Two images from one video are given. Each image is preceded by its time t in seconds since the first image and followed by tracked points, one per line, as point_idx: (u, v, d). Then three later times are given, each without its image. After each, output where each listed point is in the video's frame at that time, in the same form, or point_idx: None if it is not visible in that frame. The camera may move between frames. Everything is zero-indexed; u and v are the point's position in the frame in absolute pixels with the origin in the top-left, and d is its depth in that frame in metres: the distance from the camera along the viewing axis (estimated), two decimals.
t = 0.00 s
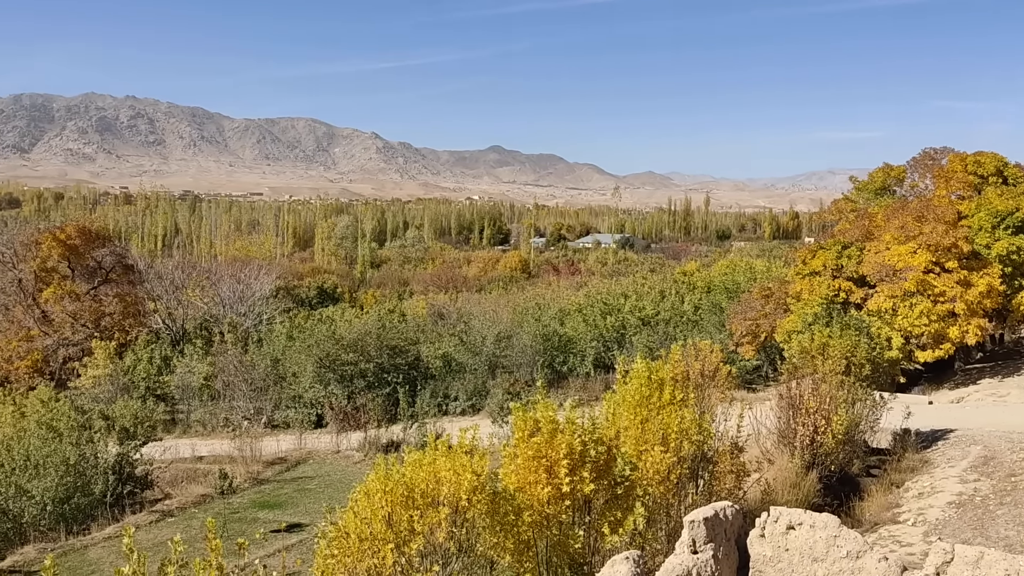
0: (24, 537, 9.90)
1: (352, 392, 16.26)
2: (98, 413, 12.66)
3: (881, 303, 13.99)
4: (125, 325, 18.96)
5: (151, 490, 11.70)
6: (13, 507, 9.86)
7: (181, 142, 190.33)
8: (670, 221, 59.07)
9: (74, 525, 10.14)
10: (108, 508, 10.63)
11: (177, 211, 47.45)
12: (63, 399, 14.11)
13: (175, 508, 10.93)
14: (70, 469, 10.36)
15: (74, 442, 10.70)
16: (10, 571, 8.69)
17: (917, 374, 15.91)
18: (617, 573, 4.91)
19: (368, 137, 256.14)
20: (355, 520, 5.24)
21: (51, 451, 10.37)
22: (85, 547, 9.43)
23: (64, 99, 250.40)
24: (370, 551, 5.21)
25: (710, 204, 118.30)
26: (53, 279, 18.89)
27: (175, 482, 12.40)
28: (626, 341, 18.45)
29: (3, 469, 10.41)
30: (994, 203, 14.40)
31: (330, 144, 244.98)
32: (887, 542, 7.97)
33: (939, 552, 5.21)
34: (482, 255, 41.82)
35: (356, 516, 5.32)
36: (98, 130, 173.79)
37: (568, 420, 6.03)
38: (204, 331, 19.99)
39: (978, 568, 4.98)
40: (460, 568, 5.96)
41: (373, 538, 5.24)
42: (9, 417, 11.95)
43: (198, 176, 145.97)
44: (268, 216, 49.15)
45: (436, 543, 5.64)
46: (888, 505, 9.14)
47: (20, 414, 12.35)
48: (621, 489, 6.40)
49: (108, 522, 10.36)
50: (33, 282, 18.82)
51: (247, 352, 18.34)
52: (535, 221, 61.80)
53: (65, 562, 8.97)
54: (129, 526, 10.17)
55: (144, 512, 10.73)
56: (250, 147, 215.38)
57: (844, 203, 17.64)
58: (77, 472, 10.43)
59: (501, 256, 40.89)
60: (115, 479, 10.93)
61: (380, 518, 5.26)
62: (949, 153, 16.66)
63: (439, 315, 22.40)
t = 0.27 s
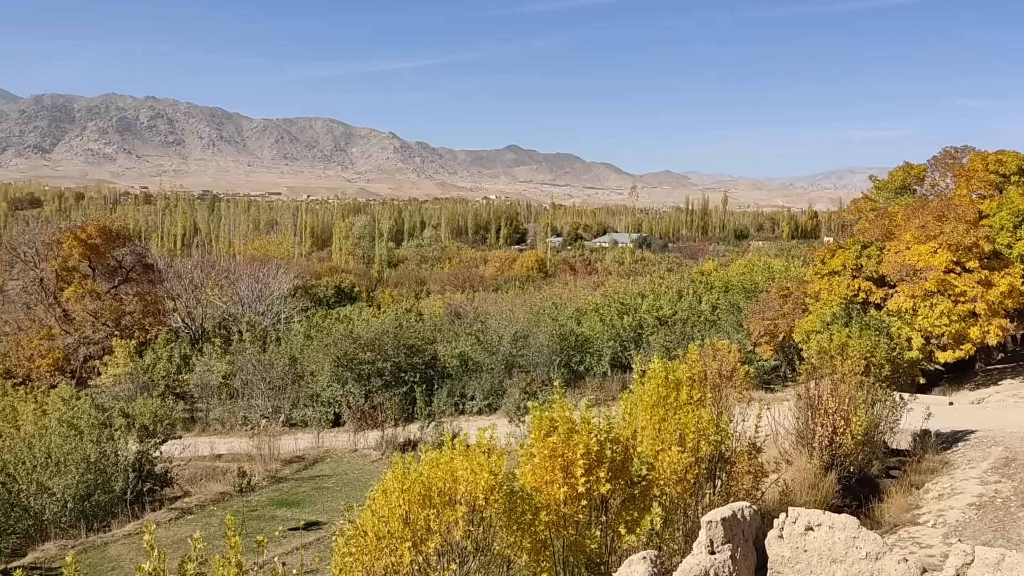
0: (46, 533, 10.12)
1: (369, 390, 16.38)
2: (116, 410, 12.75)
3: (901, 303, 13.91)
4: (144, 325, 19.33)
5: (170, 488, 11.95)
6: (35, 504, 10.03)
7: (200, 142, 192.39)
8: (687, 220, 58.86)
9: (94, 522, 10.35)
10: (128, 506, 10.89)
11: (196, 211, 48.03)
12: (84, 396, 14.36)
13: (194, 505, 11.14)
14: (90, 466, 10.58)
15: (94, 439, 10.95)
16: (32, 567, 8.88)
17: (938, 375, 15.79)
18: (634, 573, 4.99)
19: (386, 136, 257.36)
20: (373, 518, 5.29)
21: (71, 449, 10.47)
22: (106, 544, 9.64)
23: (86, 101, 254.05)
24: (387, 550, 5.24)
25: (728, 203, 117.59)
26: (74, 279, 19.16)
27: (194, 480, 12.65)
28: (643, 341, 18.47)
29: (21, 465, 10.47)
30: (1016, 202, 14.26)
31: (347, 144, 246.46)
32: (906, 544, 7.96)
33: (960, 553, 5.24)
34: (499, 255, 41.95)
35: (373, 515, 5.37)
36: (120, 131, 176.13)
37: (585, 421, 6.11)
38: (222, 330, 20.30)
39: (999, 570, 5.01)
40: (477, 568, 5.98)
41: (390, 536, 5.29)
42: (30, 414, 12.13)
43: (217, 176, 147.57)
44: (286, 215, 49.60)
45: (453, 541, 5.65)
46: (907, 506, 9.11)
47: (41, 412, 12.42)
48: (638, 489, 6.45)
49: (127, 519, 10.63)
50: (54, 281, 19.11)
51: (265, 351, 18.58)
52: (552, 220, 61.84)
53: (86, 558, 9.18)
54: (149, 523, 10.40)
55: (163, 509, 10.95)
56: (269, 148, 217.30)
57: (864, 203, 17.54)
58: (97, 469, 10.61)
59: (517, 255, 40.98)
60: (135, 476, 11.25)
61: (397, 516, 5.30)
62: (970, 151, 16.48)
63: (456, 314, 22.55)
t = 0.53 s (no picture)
0: (62, 532, 10.27)
1: (382, 390, 16.48)
2: (133, 410, 12.97)
3: (917, 303, 13.85)
4: (160, 324, 19.55)
5: (184, 486, 12.06)
6: (52, 502, 10.22)
7: (215, 143, 193.89)
8: (700, 220, 58.68)
9: (111, 520, 10.54)
10: (143, 504, 11.02)
11: (211, 211, 48.45)
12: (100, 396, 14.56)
13: (207, 504, 11.29)
14: (106, 465, 10.76)
15: (110, 438, 11.12)
16: (48, 565, 9.06)
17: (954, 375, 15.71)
18: (648, 573, 5.07)
19: (399, 137, 258.09)
20: (387, 517, 5.37)
21: (87, 447, 10.68)
22: (121, 541, 9.81)
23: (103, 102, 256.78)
24: (401, 549, 5.33)
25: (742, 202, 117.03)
26: (90, 278, 19.49)
27: (209, 479, 12.81)
28: (657, 341, 18.47)
29: (38, 463, 10.75)
30: None
31: (361, 144, 247.53)
32: (922, 546, 7.94)
33: (975, 555, 5.27)
34: (512, 254, 42.04)
35: (387, 514, 5.46)
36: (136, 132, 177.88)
37: (598, 421, 6.16)
38: (237, 330, 20.51)
39: (1016, 573, 5.00)
40: (490, 567, 6.05)
41: (404, 535, 5.36)
42: (45, 412, 12.14)
43: (232, 177, 148.68)
44: (300, 216, 49.91)
45: (466, 541, 5.70)
46: (923, 507, 9.08)
47: (57, 411, 12.52)
48: (651, 489, 6.50)
49: (143, 516, 10.79)
50: (70, 280, 19.42)
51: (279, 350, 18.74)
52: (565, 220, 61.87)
53: (102, 556, 9.34)
54: (164, 521, 10.59)
55: (178, 507, 11.10)
56: (283, 148, 218.95)
57: (879, 202, 17.45)
58: (112, 468, 10.82)
59: (530, 255, 41.04)
60: (150, 475, 11.35)
61: (410, 516, 5.37)
62: (987, 151, 16.33)
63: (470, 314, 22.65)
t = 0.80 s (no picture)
0: (78, 529, 10.53)
1: (396, 389, 16.63)
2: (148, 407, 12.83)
3: (933, 303, 13.81)
4: (175, 323, 19.86)
5: (200, 484, 12.31)
6: (68, 500, 10.38)
7: (231, 143, 195.39)
8: (715, 219, 58.48)
9: (126, 517, 10.77)
10: (159, 502, 11.26)
11: (226, 211, 48.90)
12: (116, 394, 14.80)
13: (222, 502, 11.47)
14: (123, 463, 10.94)
15: (126, 435, 11.24)
16: (65, 562, 9.28)
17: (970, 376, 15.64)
18: (661, 573, 5.14)
19: (413, 136, 258.70)
20: (401, 516, 5.48)
21: (104, 445, 10.88)
22: (137, 539, 10.00)
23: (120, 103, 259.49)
24: (415, 547, 5.43)
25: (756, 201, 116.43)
26: (106, 277, 19.86)
27: (223, 476, 12.98)
28: (670, 341, 18.50)
29: (56, 461, 10.68)
30: None
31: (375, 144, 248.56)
32: (937, 547, 7.95)
33: (991, 557, 5.34)
34: (525, 254, 42.13)
35: (400, 513, 5.57)
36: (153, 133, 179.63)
37: (612, 421, 6.24)
38: (251, 329, 20.74)
39: None
40: (504, 566, 6.14)
41: (417, 534, 5.47)
42: (62, 410, 12.25)
43: (247, 177, 149.78)
44: (314, 215, 50.26)
45: (479, 539, 5.79)
46: (938, 508, 9.08)
47: (73, 409, 12.62)
48: (665, 489, 6.56)
49: (158, 514, 11.03)
50: (87, 280, 19.80)
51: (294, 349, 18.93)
52: (579, 220, 61.89)
53: (118, 554, 9.53)
54: (180, 519, 10.78)
55: (194, 505, 11.31)
56: (297, 148, 220.29)
57: (895, 202, 17.38)
58: (129, 466, 11.00)
59: (543, 254, 41.12)
60: (166, 473, 11.57)
61: (424, 514, 5.47)
62: (1003, 151, 16.11)
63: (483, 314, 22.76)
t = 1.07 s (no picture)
0: (94, 526, 10.75)
1: (410, 388, 16.75)
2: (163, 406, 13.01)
3: (949, 302, 13.76)
4: (190, 321, 20.01)
5: (214, 482, 12.50)
6: (84, 497, 10.61)
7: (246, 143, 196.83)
8: (729, 218, 58.25)
9: (142, 515, 10.98)
10: (174, 499, 11.49)
11: (241, 210, 49.35)
12: (132, 392, 15.00)
13: (237, 500, 11.66)
14: (139, 460, 11.08)
15: (142, 434, 11.41)
16: (81, 558, 9.48)
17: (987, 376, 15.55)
18: (676, 573, 5.21)
19: (426, 135, 259.39)
20: (415, 515, 5.59)
21: (119, 443, 11.00)
22: (152, 536, 10.19)
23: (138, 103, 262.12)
24: (429, 545, 5.56)
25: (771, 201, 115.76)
26: (122, 276, 20.13)
27: (238, 474, 13.15)
28: (684, 341, 18.51)
29: (71, 459, 10.91)
30: None
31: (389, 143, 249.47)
32: (953, 548, 7.94)
33: (1008, 559, 5.34)
34: (538, 253, 42.22)
35: (415, 511, 5.69)
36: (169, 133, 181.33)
37: (627, 420, 6.30)
38: (266, 328, 20.96)
39: None
40: (517, 566, 6.24)
41: (431, 532, 5.59)
42: (78, 407, 12.36)
43: (262, 176, 150.88)
44: (328, 215, 50.59)
45: (493, 538, 5.86)
46: (955, 510, 9.06)
47: (90, 406, 12.79)
48: (679, 489, 6.62)
49: (173, 512, 11.25)
50: (103, 278, 19.99)
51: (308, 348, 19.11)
52: (592, 219, 61.86)
53: (135, 550, 9.72)
54: (196, 516, 10.98)
55: (208, 503, 11.51)
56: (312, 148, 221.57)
57: (911, 201, 17.30)
58: (144, 463, 11.14)
59: (557, 254, 41.20)
60: (181, 471, 11.76)
61: (438, 513, 5.59)
62: (1021, 149, 16.07)
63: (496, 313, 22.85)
